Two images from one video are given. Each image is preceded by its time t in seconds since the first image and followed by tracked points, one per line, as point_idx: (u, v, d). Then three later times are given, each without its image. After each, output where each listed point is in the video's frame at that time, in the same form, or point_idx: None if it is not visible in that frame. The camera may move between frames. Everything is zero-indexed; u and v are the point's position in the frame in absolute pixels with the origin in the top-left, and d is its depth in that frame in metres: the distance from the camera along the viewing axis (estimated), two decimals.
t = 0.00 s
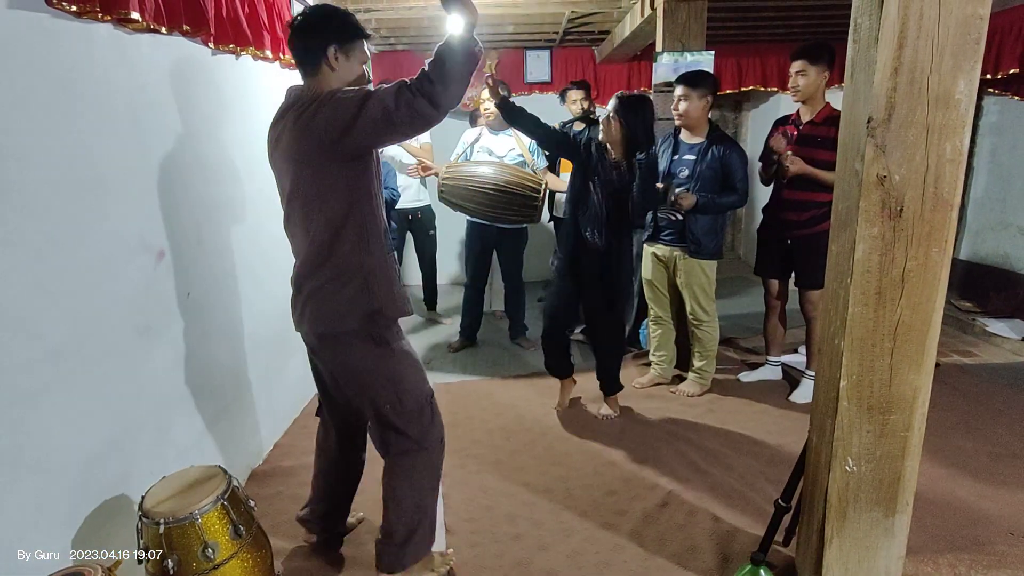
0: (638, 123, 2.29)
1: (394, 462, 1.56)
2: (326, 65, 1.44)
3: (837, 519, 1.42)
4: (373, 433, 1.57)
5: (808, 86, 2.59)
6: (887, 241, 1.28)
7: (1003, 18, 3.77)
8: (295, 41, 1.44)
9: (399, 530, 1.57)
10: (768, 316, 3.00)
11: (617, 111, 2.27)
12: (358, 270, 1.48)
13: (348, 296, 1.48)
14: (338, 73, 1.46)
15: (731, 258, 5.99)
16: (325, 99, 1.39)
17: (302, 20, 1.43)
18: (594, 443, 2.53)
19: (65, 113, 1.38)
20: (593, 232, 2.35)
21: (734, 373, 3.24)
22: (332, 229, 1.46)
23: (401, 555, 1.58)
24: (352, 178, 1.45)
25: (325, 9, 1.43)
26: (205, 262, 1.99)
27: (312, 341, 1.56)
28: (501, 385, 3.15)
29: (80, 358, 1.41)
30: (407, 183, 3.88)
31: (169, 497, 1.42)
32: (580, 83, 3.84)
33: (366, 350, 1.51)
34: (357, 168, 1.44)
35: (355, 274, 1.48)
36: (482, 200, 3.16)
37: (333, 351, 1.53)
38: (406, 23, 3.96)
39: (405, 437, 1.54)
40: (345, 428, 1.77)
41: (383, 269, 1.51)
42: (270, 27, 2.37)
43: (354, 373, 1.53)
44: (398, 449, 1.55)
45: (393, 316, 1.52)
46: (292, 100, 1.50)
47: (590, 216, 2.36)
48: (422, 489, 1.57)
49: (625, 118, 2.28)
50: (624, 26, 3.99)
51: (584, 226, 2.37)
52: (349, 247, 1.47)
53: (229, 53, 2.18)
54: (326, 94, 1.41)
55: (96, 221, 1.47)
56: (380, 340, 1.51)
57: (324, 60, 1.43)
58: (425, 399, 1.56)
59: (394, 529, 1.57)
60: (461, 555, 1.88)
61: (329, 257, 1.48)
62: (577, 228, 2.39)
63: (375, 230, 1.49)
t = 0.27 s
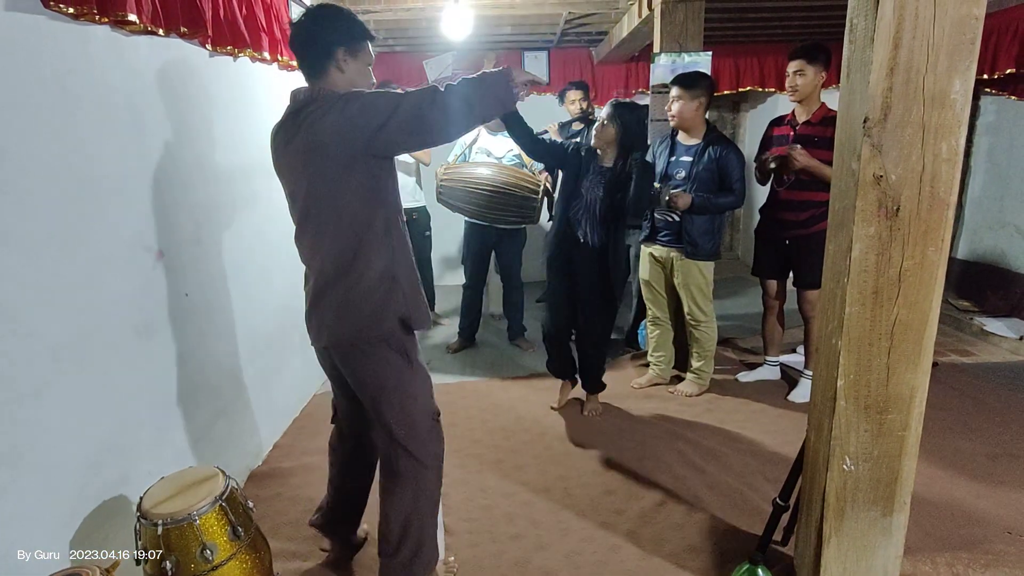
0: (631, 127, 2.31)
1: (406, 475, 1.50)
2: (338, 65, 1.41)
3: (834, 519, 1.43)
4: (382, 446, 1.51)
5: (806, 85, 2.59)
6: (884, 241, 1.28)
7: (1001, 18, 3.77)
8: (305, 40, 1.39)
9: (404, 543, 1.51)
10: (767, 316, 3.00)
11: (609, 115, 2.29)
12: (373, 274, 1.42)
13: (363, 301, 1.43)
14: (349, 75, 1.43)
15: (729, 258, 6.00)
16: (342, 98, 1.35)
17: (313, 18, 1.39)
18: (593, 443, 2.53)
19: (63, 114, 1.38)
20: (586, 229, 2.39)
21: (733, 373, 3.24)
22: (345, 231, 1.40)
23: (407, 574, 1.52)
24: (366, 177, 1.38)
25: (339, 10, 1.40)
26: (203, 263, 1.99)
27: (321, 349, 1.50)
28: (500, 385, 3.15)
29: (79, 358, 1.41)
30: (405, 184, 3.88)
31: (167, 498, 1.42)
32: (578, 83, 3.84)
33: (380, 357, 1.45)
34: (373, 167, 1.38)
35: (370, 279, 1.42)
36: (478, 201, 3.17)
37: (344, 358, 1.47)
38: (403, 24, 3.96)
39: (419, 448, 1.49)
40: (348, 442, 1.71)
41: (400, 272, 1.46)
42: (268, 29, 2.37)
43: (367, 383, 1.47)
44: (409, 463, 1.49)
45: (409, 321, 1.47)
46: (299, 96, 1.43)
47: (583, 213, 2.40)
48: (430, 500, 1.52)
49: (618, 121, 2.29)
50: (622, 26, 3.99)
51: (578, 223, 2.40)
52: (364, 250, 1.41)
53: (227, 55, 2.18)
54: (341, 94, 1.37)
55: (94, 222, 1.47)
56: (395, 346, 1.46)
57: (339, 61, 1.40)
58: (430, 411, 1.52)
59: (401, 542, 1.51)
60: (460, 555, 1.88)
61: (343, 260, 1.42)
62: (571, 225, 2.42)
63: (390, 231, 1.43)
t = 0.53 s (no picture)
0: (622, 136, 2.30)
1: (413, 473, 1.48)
2: (342, 63, 1.39)
3: (834, 520, 1.43)
4: (387, 445, 1.49)
5: (805, 87, 2.59)
6: (883, 241, 1.28)
7: (999, 18, 3.78)
8: (305, 35, 1.37)
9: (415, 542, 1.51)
10: (766, 317, 3.00)
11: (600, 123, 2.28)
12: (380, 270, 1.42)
13: (369, 298, 1.42)
14: (353, 72, 1.41)
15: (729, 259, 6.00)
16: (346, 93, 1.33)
17: (313, 13, 1.37)
18: (593, 444, 2.53)
19: (63, 116, 1.38)
20: (581, 237, 2.39)
21: (733, 373, 3.25)
22: (351, 229, 1.40)
23: None
24: (370, 174, 1.39)
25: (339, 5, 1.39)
26: (202, 265, 1.99)
27: (325, 349, 1.48)
28: (500, 387, 3.15)
29: (78, 361, 1.42)
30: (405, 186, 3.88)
31: (167, 500, 1.42)
32: (577, 85, 3.85)
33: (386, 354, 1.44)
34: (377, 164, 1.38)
35: (377, 276, 1.42)
36: (474, 202, 3.18)
37: (350, 357, 1.46)
38: (402, 25, 3.96)
39: (428, 445, 1.48)
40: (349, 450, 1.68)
41: (405, 269, 1.46)
42: (267, 31, 2.37)
43: (373, 382, 1.45)
44: (417, 462, 1.48)
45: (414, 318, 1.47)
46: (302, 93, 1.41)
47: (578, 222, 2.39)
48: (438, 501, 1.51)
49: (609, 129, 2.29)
50: (621, 28, 3.99)
51: (574, 232, 2.40)
52: (370, 247, 1.41)
53: (227, 57, 2.18)
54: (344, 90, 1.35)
55: (94, 225, 1.47)
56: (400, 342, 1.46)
57: (343, 57, 1.38)
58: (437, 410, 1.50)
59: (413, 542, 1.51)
60: (460, 556, 1.88)
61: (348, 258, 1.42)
62: (566, 233, 2.42)
63: (395, 227, 1.44)
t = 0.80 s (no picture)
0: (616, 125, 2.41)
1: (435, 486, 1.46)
2: (361, 64, 1.36)
3: (836, 522, 1.42)
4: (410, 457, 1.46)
5: (807, 87, 2.60)
6: (884, 243, 1.28)
7: (1000, 19, 3.78)
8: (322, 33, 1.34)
9: (423, 557, 1.47)
10: (767, 318, 3.00)
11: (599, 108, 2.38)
12: (410, 280, 1.39)
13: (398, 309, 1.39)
14: (370, 73, 1.39)
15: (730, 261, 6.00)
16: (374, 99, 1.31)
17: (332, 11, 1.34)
18: (595, 446, 2.53)
19: (65, 119, 1.39)
20: (575, 224, 2.42)
21: (734, 375, 3.24)
22: (379, 238, 1.37)
23: None
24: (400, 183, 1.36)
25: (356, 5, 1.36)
26: (203, 267, 2.00)
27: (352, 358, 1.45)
28: (502, 389, 3.15)
29: (80, 364, 1.42)
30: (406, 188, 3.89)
31: (170, 502, 1.42)
32: (578, 87, 3.85)
33: (411, 366, 1.41)
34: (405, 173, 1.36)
35: (406, 287, 1.39)
36: (474, 205, 3.19)
37: (374, 368, 1.42)
38: (404, 27, 3.97)
39: (450, 459, 1.46)
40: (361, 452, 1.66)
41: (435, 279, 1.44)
42: (269, 33, 2.37)
43: (400, 392, 1.42)
44: (437, 475, 1.45)
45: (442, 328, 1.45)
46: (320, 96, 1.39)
47: (572, 209, 2.42)
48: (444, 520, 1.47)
49: (605, 117, 2.38)
50: (622, 30, 4.00)
51: (567, 219, 2.41)
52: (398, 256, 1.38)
53: (228, 59, 2.19)
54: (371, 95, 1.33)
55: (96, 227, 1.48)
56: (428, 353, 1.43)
57: (364, 60, 1.36)
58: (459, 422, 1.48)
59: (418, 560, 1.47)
60: (462, 558, 1.88)
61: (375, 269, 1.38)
62: (558, 219, 2.42)
63: (423, 236, 1.41)
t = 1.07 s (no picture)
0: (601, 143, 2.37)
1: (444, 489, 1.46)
2: (363, 64, 1.37)
3: (840, 523, 1.42)
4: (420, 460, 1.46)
5: (811, 88, 2.59)
6: (889, 242, 1.28)
7: (1004, 19, 3.78)
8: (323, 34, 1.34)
9: (430, 554, 1.48)
10: (770, 319, 3.00)
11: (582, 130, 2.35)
12: (418, 285, 1.39)
13: (405, 313, 1.39)
14: (373, 72, 1.40)
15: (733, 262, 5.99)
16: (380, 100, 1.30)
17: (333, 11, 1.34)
18: (597, 446, 2.53)
19: (68, 120, 1.39)
20: (568, 244, 2.43)
21: (737, 376, 3.24)
22: (387, 243, 1.36)
23: None
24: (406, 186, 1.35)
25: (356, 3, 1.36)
26: (206, 267, 2.00)
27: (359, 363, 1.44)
28: (504, 389, 3.15)
29: (82, 363, 1.42)
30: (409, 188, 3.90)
31: (172, 503, 1.42)
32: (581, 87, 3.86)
33: (419, 370, 1.41)
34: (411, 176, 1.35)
35: (415, 292, 1.39)
36: (473, 205, 3.20)
37: (382, 372, 1.42)
38: (406, 28, 3.97)
39: (459, 460, 1.47)
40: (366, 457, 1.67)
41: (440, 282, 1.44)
42: (272, 34, 2.38)
43: (409, 396, 1.42)
44: (445, 477, 1.46)
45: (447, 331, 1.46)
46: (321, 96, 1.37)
47: (566, 228, 2.44)
48: (447, 521, 1.48)
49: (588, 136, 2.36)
50: (624, 30, 4.00)
51: (560, 238, 2.43)
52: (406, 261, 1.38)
53: (231, 60, 2.19)
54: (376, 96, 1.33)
55: (98, 227, 1.48)
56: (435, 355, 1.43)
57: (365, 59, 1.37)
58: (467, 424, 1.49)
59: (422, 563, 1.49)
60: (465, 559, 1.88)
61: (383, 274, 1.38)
62: (552, 239, 2.46)
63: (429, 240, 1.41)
